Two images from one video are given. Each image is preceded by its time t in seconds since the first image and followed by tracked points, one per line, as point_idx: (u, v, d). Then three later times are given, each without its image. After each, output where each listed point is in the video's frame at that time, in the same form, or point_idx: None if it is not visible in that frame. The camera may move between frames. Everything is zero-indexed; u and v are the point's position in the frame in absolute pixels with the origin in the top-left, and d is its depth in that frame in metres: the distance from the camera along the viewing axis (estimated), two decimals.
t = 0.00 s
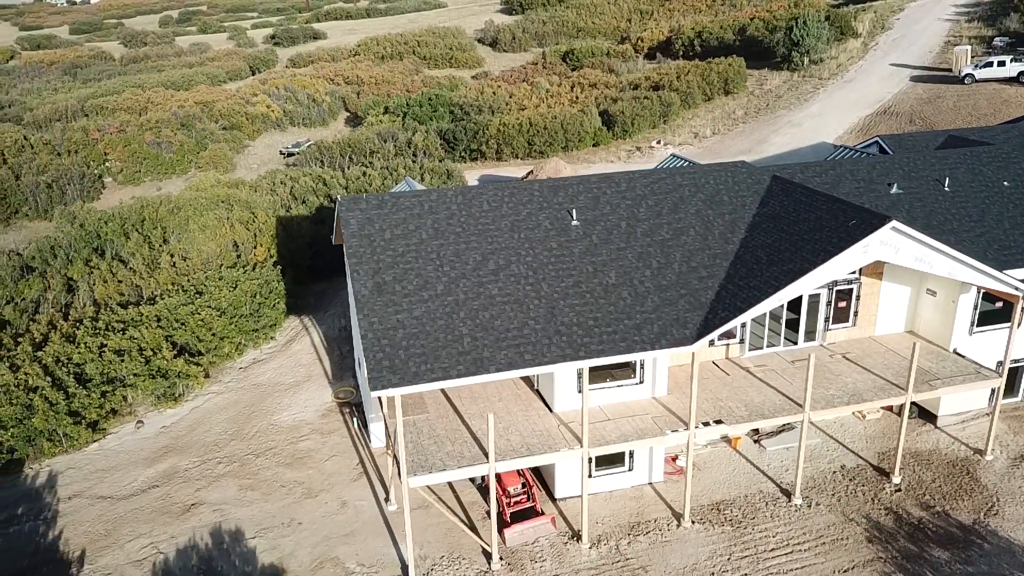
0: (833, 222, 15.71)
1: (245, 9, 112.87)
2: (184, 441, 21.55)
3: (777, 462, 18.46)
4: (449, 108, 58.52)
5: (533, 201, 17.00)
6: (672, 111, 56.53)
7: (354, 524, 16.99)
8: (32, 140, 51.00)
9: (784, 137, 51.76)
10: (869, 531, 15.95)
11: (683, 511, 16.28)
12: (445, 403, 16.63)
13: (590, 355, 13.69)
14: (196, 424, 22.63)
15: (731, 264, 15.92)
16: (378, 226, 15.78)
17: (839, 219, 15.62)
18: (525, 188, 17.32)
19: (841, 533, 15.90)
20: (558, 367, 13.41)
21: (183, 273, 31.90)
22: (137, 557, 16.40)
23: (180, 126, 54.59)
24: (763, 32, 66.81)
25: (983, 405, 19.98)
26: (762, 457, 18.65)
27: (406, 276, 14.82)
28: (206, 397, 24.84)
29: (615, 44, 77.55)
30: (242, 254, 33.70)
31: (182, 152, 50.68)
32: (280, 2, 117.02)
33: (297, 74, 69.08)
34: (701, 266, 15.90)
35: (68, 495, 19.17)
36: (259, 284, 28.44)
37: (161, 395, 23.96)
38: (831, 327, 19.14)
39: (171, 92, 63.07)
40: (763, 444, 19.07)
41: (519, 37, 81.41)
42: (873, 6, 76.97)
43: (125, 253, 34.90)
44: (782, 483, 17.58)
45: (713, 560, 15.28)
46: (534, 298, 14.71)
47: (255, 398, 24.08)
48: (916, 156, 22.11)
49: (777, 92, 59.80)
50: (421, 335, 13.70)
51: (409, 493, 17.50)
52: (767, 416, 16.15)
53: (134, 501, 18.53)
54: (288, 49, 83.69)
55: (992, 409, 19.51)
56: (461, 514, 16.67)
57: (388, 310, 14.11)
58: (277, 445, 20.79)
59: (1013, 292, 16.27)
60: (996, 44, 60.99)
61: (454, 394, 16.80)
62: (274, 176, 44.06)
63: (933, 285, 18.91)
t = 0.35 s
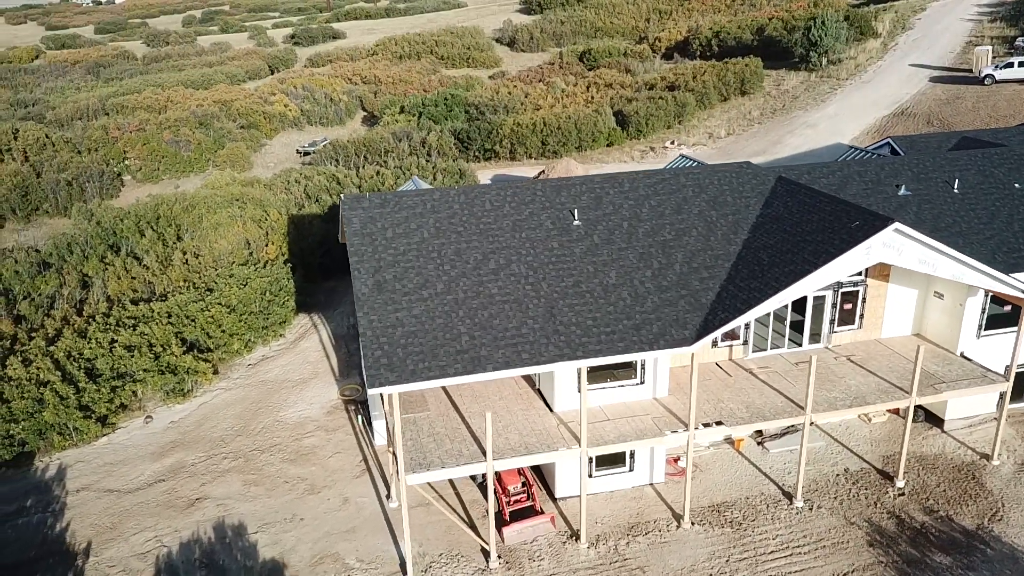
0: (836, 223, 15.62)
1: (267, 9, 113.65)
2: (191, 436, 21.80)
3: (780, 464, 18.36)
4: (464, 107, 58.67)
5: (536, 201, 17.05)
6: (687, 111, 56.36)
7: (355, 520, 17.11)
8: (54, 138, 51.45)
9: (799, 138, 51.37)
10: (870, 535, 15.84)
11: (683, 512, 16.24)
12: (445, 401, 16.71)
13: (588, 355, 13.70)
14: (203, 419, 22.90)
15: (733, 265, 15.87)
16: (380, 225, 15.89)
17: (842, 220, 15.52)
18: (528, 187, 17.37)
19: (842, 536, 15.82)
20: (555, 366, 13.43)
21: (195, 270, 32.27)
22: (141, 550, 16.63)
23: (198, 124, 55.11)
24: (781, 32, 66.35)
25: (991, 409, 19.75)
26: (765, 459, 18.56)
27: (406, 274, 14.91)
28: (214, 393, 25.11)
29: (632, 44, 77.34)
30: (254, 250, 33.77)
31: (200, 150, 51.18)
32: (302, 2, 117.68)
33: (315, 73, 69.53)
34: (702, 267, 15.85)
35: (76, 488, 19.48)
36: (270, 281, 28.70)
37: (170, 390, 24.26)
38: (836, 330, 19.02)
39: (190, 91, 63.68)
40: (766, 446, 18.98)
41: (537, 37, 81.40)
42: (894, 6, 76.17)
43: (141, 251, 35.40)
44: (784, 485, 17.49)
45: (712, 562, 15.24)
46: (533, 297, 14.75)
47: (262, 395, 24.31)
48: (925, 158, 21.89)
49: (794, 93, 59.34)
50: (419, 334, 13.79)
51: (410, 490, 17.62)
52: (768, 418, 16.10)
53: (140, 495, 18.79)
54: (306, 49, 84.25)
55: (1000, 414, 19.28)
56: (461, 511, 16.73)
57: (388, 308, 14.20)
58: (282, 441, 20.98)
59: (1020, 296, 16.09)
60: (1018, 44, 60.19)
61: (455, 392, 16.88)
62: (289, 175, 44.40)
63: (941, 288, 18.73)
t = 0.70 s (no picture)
0: (837, 224, 15.53)
1: (286, 9, 114.28)
2: (196, 432, 22.02)
3: (781, 466, 18.28)
4: (478, 107, 58.77)
5: (537, 201, 17.08)
6: (700, 111, 56.29)
7: (355, 517, 17.23)
8: (72, 137, 51.91)
9: (812, 139, 51.01)
10: (869, 538, 15.76)
11: (681, 513, 16.21)
12: (445, 399, 16.80)
13: (584, 354, 13.71)
14: (209, 415, 23.13)
15: (733, 266, 15.81)
16: (380, 223, 15.99)
17: (842, 221, 15.43)
18: (529, 187, 17.41)
19: (841, 539, 15.73)
20: (550, 366, 13.45)
21: (205, 268, 32.54)
22: (143, 543, 16.84)
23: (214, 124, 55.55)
24: (797, 32, 65.90)
25: (996, 413, 19.55)
26: (766, 461, 18.49)
27: (405, 272, 15.00)
28: (220, 390, 25.34)
29: (648, 44, 77.11)
30: (264, 248, 33.99)
31: (216, 149, 51.62)
32: (321, 2, 118.26)
33: (331, 72, 69.94)
34: (702, 268, 15.80)
35: (82, 481, 19.76)
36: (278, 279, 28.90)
37: (178, 387, 24.50)
38: (839, 332, 18.92)
39: (207, 90, 64.23)
40: (767, 447, 18.91)
41: (553, 37, 81.43)
42: (912, 6, 75.48)
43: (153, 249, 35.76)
44: (783, 488, 17.41)
45: (709, 563, 15.22)
46: (531, 297, 14.78)
47: (267, 392, 24.50)
48: (933, 160, 21.69)
49: (809, 93, 58.96)
50: (417, 332, 13.87)
51: (411, 487, 17.74)
52: (767, 420, 16.04)
53: (144, 489, 19.03)
54: (323, 48, 84.70)
55: (1006, 419, 19.07)
56: (460, 509, 16.80)
57: (386, 306, 14.30)
58: (286, 438, 21.14)
59: None
60: None
61: (454, 390, 16.95)
62: (301, 174, 44.67)
63: (945, 290, 18.58)
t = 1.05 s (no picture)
0: (837, 225, 15.45)
1: (305, 9, 114.90)
2: (201, 428, 22.27)
3: (783, 468, 18.21)
4: (491, 106, 58.82)
5: (538, 201, 17.11)
6: (714, 111, 56.05)
7: (355, 514, 17.35)
8: (90, 135, 52.49)
9: (825, 140, 50.62)
10: (868, 541, 15.67)
11: (679, 514, 16.19)
12: (444, 397, 16.88)
13: (581, 353, 13.73)
14: (214, 411, 23.36)
15: (732, 267, 15.76)
16: (381, 222, 16.09)
17: (843, 222, 15.38)
18: (530, 186, 17.46)
19: (840, 542, 15.65)
20: (546, 365, 13.49)
21: (215, 265, 32.83)
22: (146, 536, 17.06)
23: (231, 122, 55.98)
24: (814, 32, 65.35)
25: (1002, 417, 19.36)
26: (767, 463, 18.41)
27: (404, 271, 15.09)
28: (227, 387, 25.59)
29: (664, 44, 76.83)
30: (274, 246, 34.20)
31: (232, 148, 52.06)
32: (340, 2, 118.84)
33: (347, 72, 70.28)
34: (701, 268, 15.77)
35: (89, 475, 20.08)
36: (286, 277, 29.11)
37: (184, 382, 24.75)
38: (843, 333, 18.79)
39: (224, 89, 64.80)
40: (769, 449, 18.83)
41: (569, 37, 81.37)
42: (932, 5, 74.63)
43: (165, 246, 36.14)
44: (784, 489, 17.34)
45: (706, 563, 15.19)
46: (529, 296, 14.83)
47: (273, 388, 24.71)
48: (941, 161, 21.49)
49: (825, 94, 58.53)
50: (414, 330, 13.96)
51: (411, 483, 17.85)
52: (767, 421, 15.97)
53: (149, 483, 19.29)
54: (340, 48, 85.13)
55: (1011, 422, 18.88)
56: (459, 506, 16.87)
57: (384, 304, 14.40)
58: (289, 435, 21.32)
59: None
60: None
61: (454, 388, 17.02)
62: (313, 173, 44.93)
63: (951, 293, 18.41)
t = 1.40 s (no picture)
0: (839, 226, 15.37)
1: (324, 9, 115.55)
2: (207, 423, 22.52)
3: (784, 470, 18.13)
4: (505, 106, 58.89)
5: (539, 200, 17.17)
6: (727, 112, 55.84)
7: (355, 510, 17.47)
8: (108, 133, 53.11)
9: (840, 140, 50.27)
10: (868, 544, 15.58)
11: (677, 514, 16.17)
12: (444, 395, 16.97)
13: (578, 352, 13.76)
14: (220, 407, 23.60)
15: (732, 267, 15.73)
16: (382, 220, 16.19)
17: (844, 224, 15.30)
18: (532, 185, 17.52)
19: (839, 545, 15.57)
20: (542, 363, 13.53)
21: (225, 263, 33.13)
22: (149, 530, 17.29)
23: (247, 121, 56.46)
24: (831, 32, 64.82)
25: (1007, 421, 19.17)
26: (769, 464, 18.35)
27: (404, 269, 15.19)
28: (233, 383, 25.80)
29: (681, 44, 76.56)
30: (284, 244, 34.43)
31: (247, 146, 52.53)
32: (359, 2, 119.40)
33: (363, 71, 70.61)
34: (701, 268, 15.75)
35: (96, 468, 20.39)
36: (294, 275, 29.33)
37: (192, 378, 25.02)
38: (846, 335, 18.68)
39: (241, 88, 65.35)
40: (771, 450, 18.77)
41: (585, 36, 81.35)
42: (953, 5, 73.79)
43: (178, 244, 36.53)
44: (784, 491, 17.26)
45: (703, 564, 15.17)
46: (528, 295, 14.88)
47: (279, 385, 24.92)
48: (949, 162, 21.30)
49: (840, 94, 58.11)
50: (412, 328, 14.05)
51: (412, 480, 17.95)
52: (766, 422, 15.93)
53: (155, 478, 19.56)
54: (357, 48, 85.56)
55: (1017, 427, 18.69)
56: (458, 504, 16.94)
57: (382, 301, 14.51)
58: (293, 431, 21.52)
59: None
60: None
61: (455, 385, 17.14)
62: (326, 172, 45.21)
63: (957, 295, 18.26)
